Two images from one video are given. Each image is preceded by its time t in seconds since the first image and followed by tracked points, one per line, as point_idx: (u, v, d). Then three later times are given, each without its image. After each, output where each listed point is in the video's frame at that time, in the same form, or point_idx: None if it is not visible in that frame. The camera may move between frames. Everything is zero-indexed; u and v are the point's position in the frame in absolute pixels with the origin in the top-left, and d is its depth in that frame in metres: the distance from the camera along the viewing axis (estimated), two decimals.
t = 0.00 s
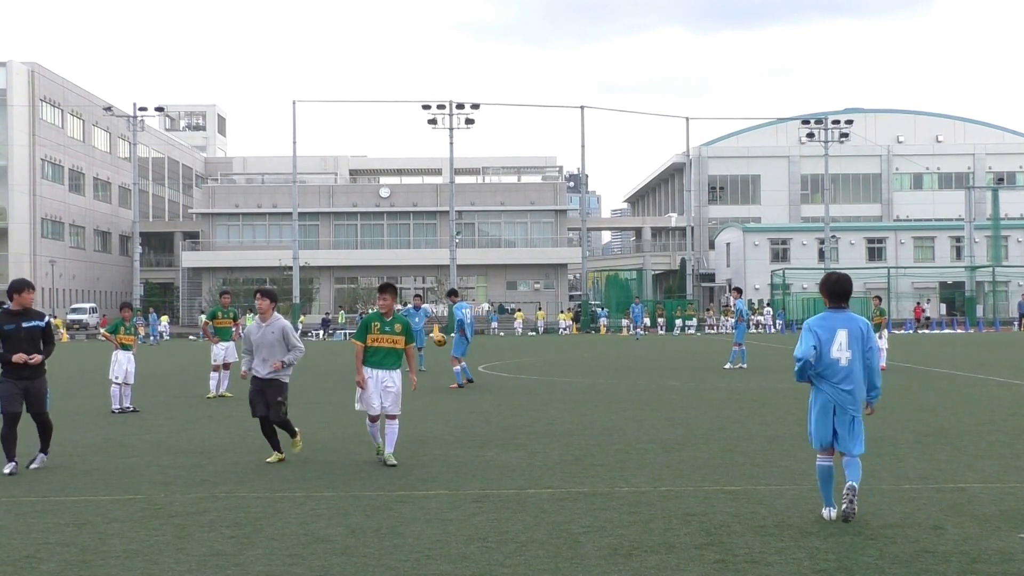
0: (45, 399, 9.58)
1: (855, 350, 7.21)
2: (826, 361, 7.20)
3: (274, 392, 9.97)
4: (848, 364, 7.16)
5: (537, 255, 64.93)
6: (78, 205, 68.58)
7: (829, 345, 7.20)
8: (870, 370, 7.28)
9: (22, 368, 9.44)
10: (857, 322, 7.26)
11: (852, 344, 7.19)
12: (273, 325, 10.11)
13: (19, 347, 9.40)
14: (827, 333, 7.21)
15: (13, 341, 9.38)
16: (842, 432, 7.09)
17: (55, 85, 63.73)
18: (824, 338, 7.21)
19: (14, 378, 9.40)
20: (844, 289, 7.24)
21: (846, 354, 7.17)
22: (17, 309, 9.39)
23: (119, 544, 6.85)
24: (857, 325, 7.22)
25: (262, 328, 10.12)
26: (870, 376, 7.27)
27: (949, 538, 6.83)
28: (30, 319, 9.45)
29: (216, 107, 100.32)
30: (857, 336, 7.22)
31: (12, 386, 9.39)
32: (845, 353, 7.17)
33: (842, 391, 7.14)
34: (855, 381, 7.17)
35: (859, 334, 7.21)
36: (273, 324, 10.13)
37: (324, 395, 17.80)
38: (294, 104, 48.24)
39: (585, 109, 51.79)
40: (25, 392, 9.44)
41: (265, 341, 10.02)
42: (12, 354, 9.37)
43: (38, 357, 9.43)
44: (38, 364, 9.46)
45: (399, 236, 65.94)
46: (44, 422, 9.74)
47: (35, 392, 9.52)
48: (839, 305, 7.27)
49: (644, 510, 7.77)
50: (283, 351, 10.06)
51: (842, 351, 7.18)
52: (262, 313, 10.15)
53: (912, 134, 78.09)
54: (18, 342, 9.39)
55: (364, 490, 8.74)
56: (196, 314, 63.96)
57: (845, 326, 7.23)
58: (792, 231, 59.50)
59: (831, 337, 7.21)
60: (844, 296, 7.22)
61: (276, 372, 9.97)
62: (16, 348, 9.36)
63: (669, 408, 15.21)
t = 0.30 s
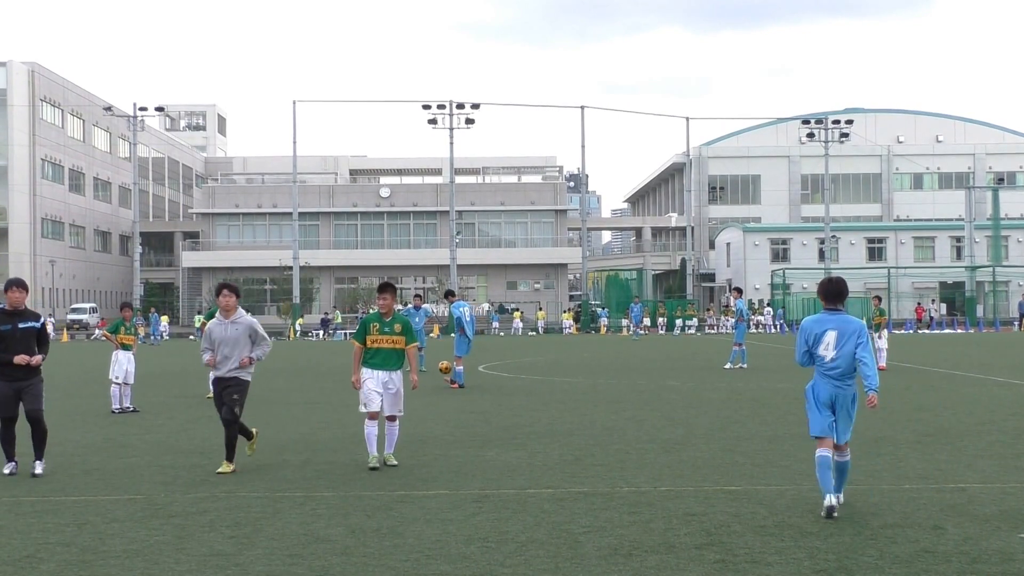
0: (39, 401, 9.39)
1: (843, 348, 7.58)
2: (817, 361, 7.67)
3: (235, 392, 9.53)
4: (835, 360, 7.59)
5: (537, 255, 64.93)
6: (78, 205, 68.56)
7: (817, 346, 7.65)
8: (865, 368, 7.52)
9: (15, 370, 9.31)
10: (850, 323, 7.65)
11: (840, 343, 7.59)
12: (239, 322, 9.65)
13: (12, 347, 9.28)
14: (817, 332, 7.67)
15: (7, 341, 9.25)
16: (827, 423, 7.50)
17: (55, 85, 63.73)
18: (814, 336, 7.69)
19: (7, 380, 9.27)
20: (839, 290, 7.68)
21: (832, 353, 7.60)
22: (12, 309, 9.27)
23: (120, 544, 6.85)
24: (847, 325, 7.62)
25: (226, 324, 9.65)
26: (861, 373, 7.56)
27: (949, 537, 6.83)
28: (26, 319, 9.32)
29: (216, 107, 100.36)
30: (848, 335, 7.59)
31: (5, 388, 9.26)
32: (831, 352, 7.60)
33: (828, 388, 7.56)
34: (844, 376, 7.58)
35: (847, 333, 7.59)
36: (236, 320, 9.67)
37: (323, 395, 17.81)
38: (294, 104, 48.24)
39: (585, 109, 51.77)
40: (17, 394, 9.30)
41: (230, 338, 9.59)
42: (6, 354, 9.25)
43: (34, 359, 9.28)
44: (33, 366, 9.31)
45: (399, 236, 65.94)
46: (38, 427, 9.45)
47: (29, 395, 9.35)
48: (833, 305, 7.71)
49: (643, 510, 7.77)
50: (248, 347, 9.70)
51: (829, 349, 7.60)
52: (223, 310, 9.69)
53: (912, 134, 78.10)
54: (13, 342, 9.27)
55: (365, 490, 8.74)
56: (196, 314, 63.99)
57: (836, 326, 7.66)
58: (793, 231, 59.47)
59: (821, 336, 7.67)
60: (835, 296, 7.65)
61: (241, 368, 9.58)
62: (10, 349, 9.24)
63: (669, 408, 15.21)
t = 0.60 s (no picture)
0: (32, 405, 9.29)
1: (841, 339, 8.07)
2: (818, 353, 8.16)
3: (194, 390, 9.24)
4: (835, 351, 8.06)
5: (537, 255, 64.93)
6: (78, 204, 68.54)
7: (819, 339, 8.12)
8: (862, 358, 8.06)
9: (12, 372, 9.24)
10: (847, 317, 8.13)
11: (838, 335, 8.07)
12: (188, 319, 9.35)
13: (9, 348, 9.22)
14: (818, 325, 8.14)
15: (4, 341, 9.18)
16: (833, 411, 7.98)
17: (55, 84, 63.71)
18: (817, 329, 8.15)
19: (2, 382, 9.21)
20: (834, 287, 8.18)
21: (832, 344, 8.07)
22: (12, 309, 9.21)
23: (120, 544, 6.85)
24: (846, 319, 8.10)
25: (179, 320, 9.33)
26: (859, 364, 8.06)
27: (949, 538, 6.82)
28: (25, 321, 9.26)
29: (216, 107, 100.37)
30: (847, 329, 8.09)
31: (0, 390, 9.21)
32: (831, 344, 8.07)
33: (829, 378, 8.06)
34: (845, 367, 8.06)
35: (846, 327, 8.08)
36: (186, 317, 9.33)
37: (323, 395, 17.80)
38: (294, 104, 48.24)
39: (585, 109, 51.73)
40: (11, 397, 9.24)
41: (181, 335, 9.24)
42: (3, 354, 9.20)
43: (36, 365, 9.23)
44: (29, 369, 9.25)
45: (399, 236, 65.93)
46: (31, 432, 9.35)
47: (23, 398, 9.28)
48: (831, 301, 8.20)
49: (643, 511, 7.76)
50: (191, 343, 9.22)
51: (829, 342, 8.07)
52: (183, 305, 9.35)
53: (912, 134, 78.09)
54: (9, 343, 9.21)
55: (365, 490, 8.74)
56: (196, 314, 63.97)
57: (835, 320, 8.13)
58: (793, 231, 59.46)
59: (821, 328, 8.14)
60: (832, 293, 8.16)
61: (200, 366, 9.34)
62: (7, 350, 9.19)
63: (669, 408, 15.21)
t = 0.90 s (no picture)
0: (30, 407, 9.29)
1: (836, 339, 8.47)
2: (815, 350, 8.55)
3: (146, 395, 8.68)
4: (832, 349, 8.45)
5: (537, 255, 64.93)
6: (78, 204, 68.53)
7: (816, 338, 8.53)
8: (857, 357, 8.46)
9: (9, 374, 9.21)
10: (843, 318, 8.56)
11: (833, 334, 8.47)
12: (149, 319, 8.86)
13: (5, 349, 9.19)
14: (816, 325, 8.56)
15: None
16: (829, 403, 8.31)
17: (55, 84, 63.70)
18: (813, 329, 8.58)
19: None
20: (831, 291, 8.60)
21: (827, 343, 8.47)
22: (8, 311, 9.20)
23: (120, 544, 6.85)
24: (842, 319, 8.55)
25: (134, 322, 8.84)
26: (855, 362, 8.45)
27: (949, 537, 6.82)
28: (19, 322, 9.22)
29: (216, 108, 100.37)
30: (843, 329, 8.51)
31: None
32: (827, 342, 8.47)
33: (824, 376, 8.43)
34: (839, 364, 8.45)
35: (842, 326, 8.51)
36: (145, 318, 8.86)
37: (322, 395, 17.78)
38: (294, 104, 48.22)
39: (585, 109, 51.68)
40: (10, 397, 9.20)
41: (142, 337, 8.77)
42: None
43: (21, 359, 9.14)
44: (23, 369, 9.20)
45: (399, 236, 65.93)
46: (31, 431, 9.36)
47: (21, 398, 9.25)
48: (828, 303, 8.64)
49: (643, 510, 7.77)
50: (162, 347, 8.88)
51: (825, 340, 8.47)
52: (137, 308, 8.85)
53: (913, 134, 78.09)
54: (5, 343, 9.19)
55: (364, 489, 8.74)
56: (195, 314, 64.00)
57: (831, 322, 8.55)
58: (793, 231, 59.44)
59: (819, 329, 8.56)
60: (830, 295, 8.59)
61: (156, 371, 8.73)
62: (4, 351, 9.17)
63: (669, 408, 15.21)
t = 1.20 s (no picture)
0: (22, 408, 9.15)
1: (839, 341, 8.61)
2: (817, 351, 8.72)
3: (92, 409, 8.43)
4: (831, 351, 8.63)
5: (537, 255, 64.94)
6: (78, 204, 68.52)
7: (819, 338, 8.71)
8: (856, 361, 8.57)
9: None
10: (848, 321, 8.68)
11: (835, 336, 8.63)
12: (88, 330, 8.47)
13: None
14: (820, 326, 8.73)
15: None
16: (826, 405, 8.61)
17: (55, 85, 63.72)
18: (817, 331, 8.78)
19: None
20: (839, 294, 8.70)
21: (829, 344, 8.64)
22: None
23: (120, 544, 6.85)
24: (844, 322, 8.65)
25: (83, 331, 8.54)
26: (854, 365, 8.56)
27: (949, 538, 6.82)
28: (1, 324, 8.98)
29: (216, 108, 100.43)
30: (843, 331, 8.64)
31: None
32: (828, 344, 8.64)
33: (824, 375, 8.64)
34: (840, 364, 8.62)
35: (843, 329, 8.63)
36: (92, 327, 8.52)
37: (321, 395, 17.78)
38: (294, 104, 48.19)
39: (585, 109, 51.65)
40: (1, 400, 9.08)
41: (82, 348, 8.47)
42: None
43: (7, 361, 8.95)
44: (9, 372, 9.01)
45: (399, 236, 65.87)
46: (26, 431, 9.28)
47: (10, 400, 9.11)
48: (833, 304, 8.77)
49: (643, 510, 7.77)
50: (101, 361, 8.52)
51: (826, 342, 8.65)
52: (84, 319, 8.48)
53: (913, 134, 78.11)
54: None
55: (364, 490, 8.73)
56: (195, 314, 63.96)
57: (836, 324, 8.69)
58: (793, 231, 59.44)
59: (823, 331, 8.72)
60: (835, 298, 8.71)
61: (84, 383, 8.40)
62: None
63: (669, 408, 15.21)
